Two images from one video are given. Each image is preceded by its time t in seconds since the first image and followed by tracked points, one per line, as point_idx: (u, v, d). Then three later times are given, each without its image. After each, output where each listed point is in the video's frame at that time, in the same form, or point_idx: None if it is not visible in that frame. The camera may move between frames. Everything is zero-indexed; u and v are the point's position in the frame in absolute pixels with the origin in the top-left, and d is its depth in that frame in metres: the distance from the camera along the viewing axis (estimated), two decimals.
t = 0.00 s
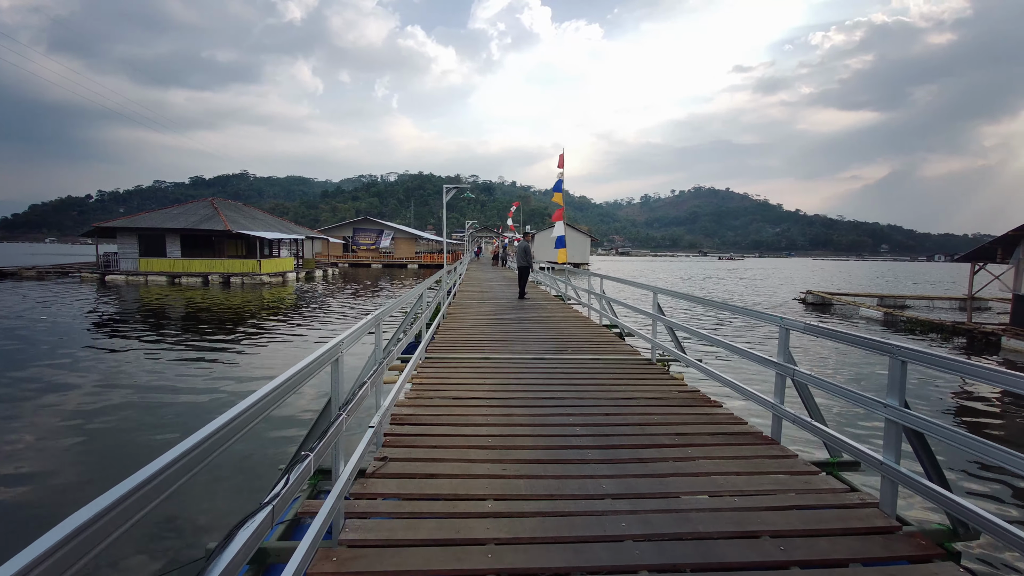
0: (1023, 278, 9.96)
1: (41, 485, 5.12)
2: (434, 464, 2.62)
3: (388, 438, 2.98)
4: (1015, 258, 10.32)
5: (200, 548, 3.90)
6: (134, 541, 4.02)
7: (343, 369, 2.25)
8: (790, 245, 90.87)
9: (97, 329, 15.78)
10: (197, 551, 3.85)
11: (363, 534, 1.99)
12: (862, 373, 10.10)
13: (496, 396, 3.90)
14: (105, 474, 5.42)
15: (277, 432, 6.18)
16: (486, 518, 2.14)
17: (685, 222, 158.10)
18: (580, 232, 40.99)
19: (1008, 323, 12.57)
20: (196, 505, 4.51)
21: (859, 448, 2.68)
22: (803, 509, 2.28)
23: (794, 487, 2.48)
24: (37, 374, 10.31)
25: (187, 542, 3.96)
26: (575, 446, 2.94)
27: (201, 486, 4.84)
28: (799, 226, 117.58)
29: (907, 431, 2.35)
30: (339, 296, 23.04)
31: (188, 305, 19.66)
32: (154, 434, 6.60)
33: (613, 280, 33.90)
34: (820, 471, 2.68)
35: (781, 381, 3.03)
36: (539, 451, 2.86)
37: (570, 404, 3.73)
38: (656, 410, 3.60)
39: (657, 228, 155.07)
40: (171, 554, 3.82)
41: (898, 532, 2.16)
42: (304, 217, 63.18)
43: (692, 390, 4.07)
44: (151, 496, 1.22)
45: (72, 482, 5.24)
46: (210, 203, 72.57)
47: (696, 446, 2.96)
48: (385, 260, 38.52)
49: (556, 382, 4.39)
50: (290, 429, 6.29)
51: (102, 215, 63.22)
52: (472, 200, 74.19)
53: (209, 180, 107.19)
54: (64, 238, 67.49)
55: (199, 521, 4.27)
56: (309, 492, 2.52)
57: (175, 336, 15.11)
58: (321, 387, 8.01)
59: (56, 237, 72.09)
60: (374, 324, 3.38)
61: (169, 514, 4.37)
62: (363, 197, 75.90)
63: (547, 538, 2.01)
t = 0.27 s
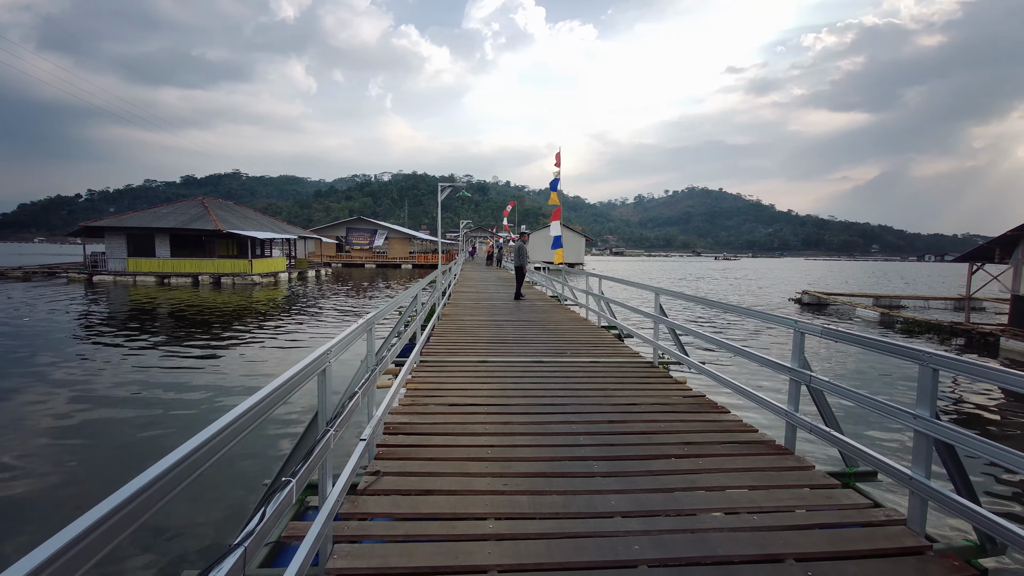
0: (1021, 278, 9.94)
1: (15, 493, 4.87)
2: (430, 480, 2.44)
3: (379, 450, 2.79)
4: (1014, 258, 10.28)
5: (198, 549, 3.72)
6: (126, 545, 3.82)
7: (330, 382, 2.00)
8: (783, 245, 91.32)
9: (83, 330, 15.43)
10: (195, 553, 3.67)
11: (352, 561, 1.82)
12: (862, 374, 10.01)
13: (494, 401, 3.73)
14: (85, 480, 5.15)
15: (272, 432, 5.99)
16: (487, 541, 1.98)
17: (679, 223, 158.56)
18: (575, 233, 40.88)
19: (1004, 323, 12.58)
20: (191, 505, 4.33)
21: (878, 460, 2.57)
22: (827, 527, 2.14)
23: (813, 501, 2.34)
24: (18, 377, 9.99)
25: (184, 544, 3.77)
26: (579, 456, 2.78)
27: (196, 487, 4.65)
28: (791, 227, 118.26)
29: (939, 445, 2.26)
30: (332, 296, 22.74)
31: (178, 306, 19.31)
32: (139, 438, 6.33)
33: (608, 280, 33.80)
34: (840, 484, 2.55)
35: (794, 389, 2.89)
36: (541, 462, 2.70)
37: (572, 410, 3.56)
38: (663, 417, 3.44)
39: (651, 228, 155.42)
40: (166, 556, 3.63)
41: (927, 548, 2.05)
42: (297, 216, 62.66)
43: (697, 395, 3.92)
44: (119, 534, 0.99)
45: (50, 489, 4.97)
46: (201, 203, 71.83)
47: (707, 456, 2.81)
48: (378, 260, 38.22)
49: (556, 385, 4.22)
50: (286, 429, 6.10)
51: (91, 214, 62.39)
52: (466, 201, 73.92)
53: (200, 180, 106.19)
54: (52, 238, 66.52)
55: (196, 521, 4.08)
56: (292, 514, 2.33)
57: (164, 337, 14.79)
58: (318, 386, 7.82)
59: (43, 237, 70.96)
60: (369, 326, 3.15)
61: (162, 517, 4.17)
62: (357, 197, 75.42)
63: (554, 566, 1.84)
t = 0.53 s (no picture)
0: (1016, 279, 9.94)
1: None
2: (420, 499, 2.27)
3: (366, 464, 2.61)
4: (1009, 259, 10.26)
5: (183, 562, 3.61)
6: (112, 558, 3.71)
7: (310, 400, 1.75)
8: (775, 245, 91.89)
9: (66, 331, 15.06)
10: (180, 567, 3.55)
11: None
12: (859, 374, 9.95)
13: (488, 409, 3.57)
14: (59, 489, 4.89)
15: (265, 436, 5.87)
16: (482, 570, 1.83)
17: (672, 223, 159.14)
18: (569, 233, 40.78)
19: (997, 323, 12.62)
20: (181, 514, 4.19)
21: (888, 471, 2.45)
22: (846, 549, 2.01)
23: (829, 519, 2.21)
24: None
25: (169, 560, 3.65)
26: (578, 470, 2.63)
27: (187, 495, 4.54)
28: (782, 227, 119.09)
29: (962, 461, 2.11)
30: (323, 297, 22.44)
31: (165, 307, 18.94)
32: (118, 444, 6.07)
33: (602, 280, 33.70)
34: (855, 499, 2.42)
35: (804, 398, 2.76)
36: (538, 477, 2.55)
37: (570, 419, 3.39)
38: (664, 426, 3.28)
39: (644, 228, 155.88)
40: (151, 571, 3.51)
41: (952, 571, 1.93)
42: (288, 216, 62.08)
43: (699, 401, 3.78)
44: None
45: (22, 498, 4.71)
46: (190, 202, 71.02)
47: (713, 468, 2.67)
48: (370, 260, 37.87)
49: (551, 392, 4.04)
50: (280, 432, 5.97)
51: (78, 213, 61.43)
52: (459, 200, 73.65)
53: (190, 179, 105.02)
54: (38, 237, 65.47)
55: (184, 534, 3.96)
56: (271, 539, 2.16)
57: (149, 339, 14.46)
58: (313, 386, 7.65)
59: (28, 236, 69.87)
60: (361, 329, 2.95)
61: (152, 527, 4.05)
62: (349, 197, 74.87)
63: None
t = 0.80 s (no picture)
0: (1014, 280, 9.90)
1: None
2: (412, 517, 2.11)
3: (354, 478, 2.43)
4: (1008, 258, 10.20)
5: (167, 564, 3.46)
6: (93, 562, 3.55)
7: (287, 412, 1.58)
8: (768, 245, 92.24)
9: (52, 333, 14.74)
10: (165, 568, 3.41)
11: None
12: (858, 375, 9.86)
13: (484, 415, 3.41)
14: (38, 497, 4.67)
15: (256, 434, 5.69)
16: None
17: (666, 223, 159.44)
18: (564, 233, 40.62)
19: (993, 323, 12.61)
20: (169, 514, 4.05)
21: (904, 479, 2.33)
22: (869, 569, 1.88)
23: (849, 536, 2.07)
24: None
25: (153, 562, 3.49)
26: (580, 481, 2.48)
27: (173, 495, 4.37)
28: (776, 227, 119.59)
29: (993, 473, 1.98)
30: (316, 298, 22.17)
31: (154, 308, 18.61)
32: (101, 448, 5.84)
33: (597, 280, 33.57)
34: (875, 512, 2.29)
35: (818, 405, 2.61)
36: (538, 491, 2.39)
37: (568, 426, 3.23)
38: (667, 433, 3.14)
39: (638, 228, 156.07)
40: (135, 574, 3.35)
41: None
42: (281, 216, 61.53)
43: (702, 406, 3.64)
44: None
45: None
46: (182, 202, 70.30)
47: (723, 479, 2.52)
48: (364, 261, 37.54)
49: (549, 397, 3.88)
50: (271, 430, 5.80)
51: (67, 213, 60.56)
52: (454, 200, 73.34)
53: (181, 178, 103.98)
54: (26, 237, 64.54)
55: (171, 534, 3.81)
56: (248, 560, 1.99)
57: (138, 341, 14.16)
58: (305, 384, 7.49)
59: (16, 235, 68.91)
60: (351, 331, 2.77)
61: (137, 528, 3.89)
62: (343, 197, 74.37)
63: None
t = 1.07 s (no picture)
0: (1022, 280, 9.76)
1: None
2: (400, 541, 1.94)
3: (340, 496, 2.26)
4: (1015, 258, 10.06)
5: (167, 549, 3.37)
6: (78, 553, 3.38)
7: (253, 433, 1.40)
8: (767, 245, 92.21)
9: (47, 334, 14.56)
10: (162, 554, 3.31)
11: None
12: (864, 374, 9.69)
13: (481, 424, 3.22)
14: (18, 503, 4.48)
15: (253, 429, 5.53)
16: None
17: (666, 223, 159.39)
18: (564, 233, 40.46)
19: (998, 323, 12.47)
20: (166, 500, 3.95)
21: (935, 496, 2.14)
22: None
23: (876, 559, 1.91)
24: None
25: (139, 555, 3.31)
26: (585, 499, 2.30)
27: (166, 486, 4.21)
28: (775, 227, 119.55)
29: None
30: (314, 298, 21.97)
31: (150, 308, 18.42)
32: (87, 452, 5.63)
33: (598, 280, 33.38)
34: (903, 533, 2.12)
35: (838, 413, 2.45)
36: (539, 509, 2.21)
37: (571, 435, 3.06)
38: (675, 443, 2.97)
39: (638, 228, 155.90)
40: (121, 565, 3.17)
41: None
42: (280, 216, 61.35)
43: (711, 414, 3.46)
44: None
45: None
46: (181, 202, 70.15)
47: (735, 493, 2.36)
48: (363, 261, 37.36)
49: (550, 403, 3.71)
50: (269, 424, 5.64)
51: (66, 212, 60.39)
52: (454, 200, 73.24)
53: (180, 179, 103.70)
54: (25, 237, 64.39)
55: (168, 519, 3.70)
56: None
57: (132, 342, 13.96)
58: (303, 382, 7.33)
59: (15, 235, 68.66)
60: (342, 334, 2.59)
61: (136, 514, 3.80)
62: (342, 197, 74.29)
63: None
